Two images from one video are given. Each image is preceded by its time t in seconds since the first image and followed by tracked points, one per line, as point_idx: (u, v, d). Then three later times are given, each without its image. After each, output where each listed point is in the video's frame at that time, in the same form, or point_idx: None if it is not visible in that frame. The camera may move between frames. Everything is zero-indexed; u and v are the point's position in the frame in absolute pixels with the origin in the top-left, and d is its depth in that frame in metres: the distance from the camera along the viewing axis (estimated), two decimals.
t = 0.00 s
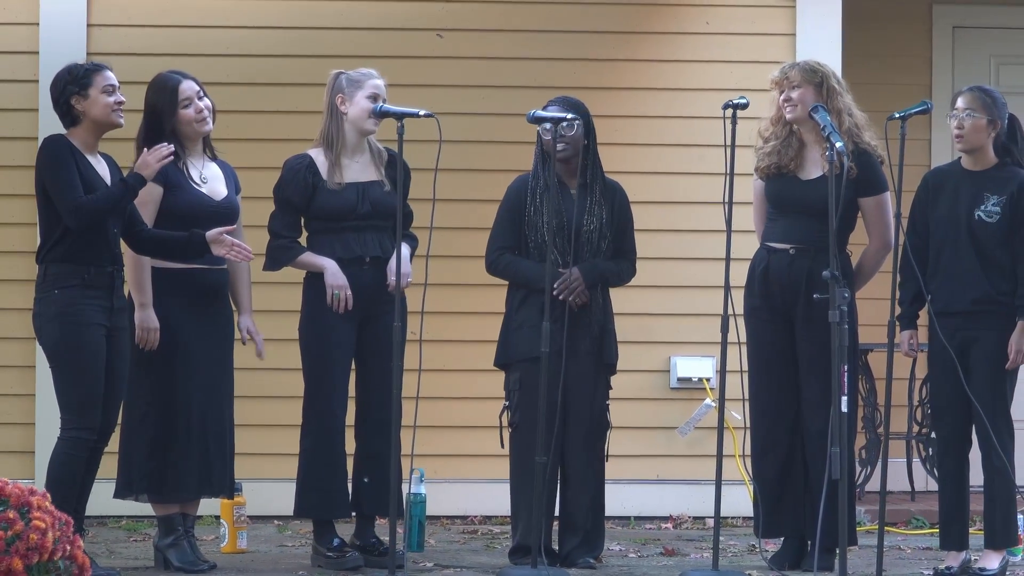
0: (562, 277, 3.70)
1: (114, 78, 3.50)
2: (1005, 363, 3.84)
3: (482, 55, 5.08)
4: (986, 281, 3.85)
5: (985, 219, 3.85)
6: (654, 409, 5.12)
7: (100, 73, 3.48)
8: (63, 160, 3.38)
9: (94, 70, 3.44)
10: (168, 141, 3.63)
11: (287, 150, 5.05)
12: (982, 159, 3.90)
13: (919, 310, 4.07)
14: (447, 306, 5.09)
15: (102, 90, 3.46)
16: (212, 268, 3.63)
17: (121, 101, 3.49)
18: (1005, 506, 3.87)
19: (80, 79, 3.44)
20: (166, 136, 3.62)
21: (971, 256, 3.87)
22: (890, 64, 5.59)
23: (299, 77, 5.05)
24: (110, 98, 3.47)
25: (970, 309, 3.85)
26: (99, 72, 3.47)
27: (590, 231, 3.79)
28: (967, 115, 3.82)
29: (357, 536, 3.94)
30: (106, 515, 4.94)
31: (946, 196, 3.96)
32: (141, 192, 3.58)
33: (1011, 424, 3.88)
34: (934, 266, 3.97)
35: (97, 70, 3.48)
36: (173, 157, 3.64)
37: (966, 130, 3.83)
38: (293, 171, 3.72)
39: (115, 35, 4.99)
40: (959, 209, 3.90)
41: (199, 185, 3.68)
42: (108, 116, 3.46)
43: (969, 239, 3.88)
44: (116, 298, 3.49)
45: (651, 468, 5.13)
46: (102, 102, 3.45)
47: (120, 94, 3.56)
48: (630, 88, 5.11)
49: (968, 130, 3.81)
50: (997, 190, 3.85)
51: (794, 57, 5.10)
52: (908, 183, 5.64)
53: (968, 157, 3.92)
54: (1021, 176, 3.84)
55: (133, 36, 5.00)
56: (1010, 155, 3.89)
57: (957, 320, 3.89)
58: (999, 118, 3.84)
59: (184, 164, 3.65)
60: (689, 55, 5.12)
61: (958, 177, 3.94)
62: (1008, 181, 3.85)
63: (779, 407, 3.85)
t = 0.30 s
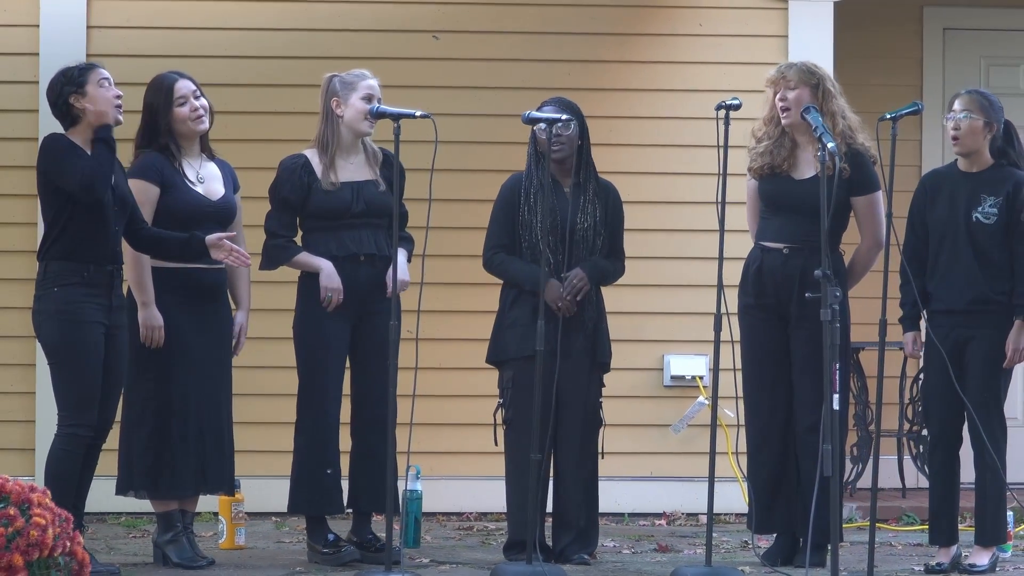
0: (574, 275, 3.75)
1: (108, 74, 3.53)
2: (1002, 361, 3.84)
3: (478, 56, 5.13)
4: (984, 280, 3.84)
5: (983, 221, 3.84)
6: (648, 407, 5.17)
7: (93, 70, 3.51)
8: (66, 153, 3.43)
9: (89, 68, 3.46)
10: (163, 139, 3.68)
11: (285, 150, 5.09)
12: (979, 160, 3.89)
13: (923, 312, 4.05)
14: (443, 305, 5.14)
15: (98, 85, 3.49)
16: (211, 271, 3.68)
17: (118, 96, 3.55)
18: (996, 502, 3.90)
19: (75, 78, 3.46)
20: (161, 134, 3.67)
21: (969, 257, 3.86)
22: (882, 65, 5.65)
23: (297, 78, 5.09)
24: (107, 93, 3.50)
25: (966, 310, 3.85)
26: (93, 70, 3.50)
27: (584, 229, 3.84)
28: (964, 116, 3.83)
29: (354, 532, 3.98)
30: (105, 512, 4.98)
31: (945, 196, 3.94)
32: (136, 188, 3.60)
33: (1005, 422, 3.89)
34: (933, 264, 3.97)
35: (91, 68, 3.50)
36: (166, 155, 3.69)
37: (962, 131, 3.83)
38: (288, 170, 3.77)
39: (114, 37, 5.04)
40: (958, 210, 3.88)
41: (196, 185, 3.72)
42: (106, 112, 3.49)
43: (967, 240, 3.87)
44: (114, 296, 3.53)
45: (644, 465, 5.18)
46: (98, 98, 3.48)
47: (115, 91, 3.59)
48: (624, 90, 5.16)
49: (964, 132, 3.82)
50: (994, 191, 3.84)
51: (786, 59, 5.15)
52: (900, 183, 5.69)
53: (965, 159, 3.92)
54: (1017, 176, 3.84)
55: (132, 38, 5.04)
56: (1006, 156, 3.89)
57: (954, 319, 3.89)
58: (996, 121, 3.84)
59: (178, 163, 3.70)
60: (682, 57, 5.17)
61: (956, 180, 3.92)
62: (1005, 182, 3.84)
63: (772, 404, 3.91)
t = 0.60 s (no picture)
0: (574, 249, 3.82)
1: (110, 85, 3.59)
2: (996, 359, 3.88)
3: (474, 57, 5.18)
4: (978, 280, 3.87)
5: (975, 221, 3.88)
6: (641, 404, 5.22)
7: (95, 80, 3.57)
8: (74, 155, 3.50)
9: (92, 76, 3.53)
10: (159, 132, 3.72)
11: (282, 151, 5.13)
12: (972, 160, 3.93)
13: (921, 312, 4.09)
14: (439, 304, 5.19)
15: (100, 94, 3.54)
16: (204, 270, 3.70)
17: (119, 106, 3.59)
18: (987, 499, 3.94)
19: (79, 85, 3.53)
20: (158, 128, 3.72)
21: (961, 256, 3.90)
22: (873, 67, 5.71)
23: (294, 79, 5.13)
24: (108, 102, 3.55)
25: (959, 309, 3.89)
26: (96, 80, 3.57)
27: (576, 226, 3.89)
28: (955, 118, 3.85)
29: (351, 529, 4.04)
30: (105, 508, 5.03)
31: (939, 197, 3.98)
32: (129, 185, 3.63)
33: (997, 420, 3.92)
34: (930, 264, 4.00)
35: (94, 77, 3.57)
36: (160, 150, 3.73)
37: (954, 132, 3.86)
38: (287, 167, 3.82)
39: (114, 39, 5.08)
40: (952, 209, 3.92)
41: (190, 180, 3.74)
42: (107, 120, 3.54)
43: (960, 240, 3.91)
44: (112, 299, 3.58)
45: (638, 462, 5.23)
46: (100, 107, 3.53)
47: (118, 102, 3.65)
48: (618, 91, 5.21)
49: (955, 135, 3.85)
50: (985, 191, 3.88)
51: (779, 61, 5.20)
52: (891, 184, 5.75)
53: (958, 159, 3.95)
54: (1007, 176, 3.87)
55: (131, 39, 5.09)
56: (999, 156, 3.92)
57: (947, 318, 3.92)
58: (988, 122, 3.87)
59: (172, 157, 3.74)
60: (676, 58, 5.22)
61: (950, 181, 3.96)
62: (997, 182, 3.88)
63: (768, 402, 3.95)
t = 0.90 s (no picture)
0: (541, 259, 3.89)
1: (126, 107, 3.65)
2: (975, 356, 3.92)
3: (469, 59, 5.23)
4: (961, 279, 3.93)
5: (961, 219, 3.93)
6: (635, 402, 5.28)
7: (112, 100, 3.63)
8: (83, 180, 3.52)
9: (110, 96, 3.60)
10: (159, 131, 3.76)
11: (279, 152, 5.18)
12: (959, 159, 3.98)
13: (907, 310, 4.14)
14: (435, 303, 5.24)
15: (114, 115, 3.61)
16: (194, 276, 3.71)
17: (130, 130, 3.65)
18: (975, 497, 3.99)
19: (95, 100, 3.59)
20: (158, 127, 3.76)
21: (947, 255, 3.95)
22: (864, 68, 5.76)
23: (292, 81, 5.18)
24: (120, 124, 3.62)
25: (942, 307, 3.95)
26: (112, 99, 3.63)
27: (569, 229, 3.94)
28: (943, 118, 3.91)
29: (348, 525, 4.10)
30: (106, 505, 5.08)
31: (928, 198, 4.04)
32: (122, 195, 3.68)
33: (984, 418, 3.96)
34: (918, 262, 4.05)
35: (111, 96, 3.63)
36: (155, 152, 3.76)
37: (940, 133, 3.91)
38: (290, 164, 3.86)
39: (114, 41, 5.13)
40: (938, 210, 3.98)
41: (185, 182, 3.77)
42: (117, 142, 3.61)
43: (947, 240, 3.96)
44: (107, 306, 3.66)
45: (632, 459, 5.28)
46: (112, 128, 3.60)
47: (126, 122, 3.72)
48: (613, 92, 5.26)
49: (942, 134, 3.90)
50: (973, 191, 3.93)
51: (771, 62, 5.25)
52: (882, 184, 5.80)
53: (948, 160, 4.01)
54: (995, 177, 3.92)
55: (130, 42, 5.13)
56: (986, 156, 3.97)
57: (934, 315, 3.97)
58: (974, 123, 3.92)
59: (165, 158, 3.77)
60: (669, 60, 5.27)
61: (939, 181, 4.01)
62: (984, 182, 3.93)
63: (763, 400, 3.97)
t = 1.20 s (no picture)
0: (553, 266, 3.94)
1: (129, 111, 3.67)
2: (957, 355, 3.97)
3: (465, 61, 5.28)
4: (945, 278, 3.99)
5: (945, 218, 3.98)
6: (629, 400, 5.33)
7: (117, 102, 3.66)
8: (82, 176, 3.57)
9: (116, 99, 3.63)
10: (160, 130, 3.80)
11: (277, 152, 5.23)
12: (947, 160, 4.04)
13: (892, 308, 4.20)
14: (431, 302, 5.29)
15: (118, 119, 3.64)
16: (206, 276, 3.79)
17: (133, 135, 3.68)
18: (962, 495, 4.05)
19: (100, 103, 3.62)
20: (160, 127, 3.80)
21: (931, 255, 4.00)
22: (856, 69, 5.82)
23: (290, 82, 5.23)
24: (123, 127, 3.65)
25: (929, 304, 4.00)
26: (118, 102, 3.66)
27: (563, 232, 3.99)
28: (931, 120, 3.97)
29: (345, 522, 4.15)
30: (106, 501, 5.13)
31: (913, 198, 4.09)
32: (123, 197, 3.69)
33: (971, 416, 4.02)
34: (904, 262, 4.10)
35: (117, 98, 3.66)
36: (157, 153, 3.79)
37: (928, 134, 3.97)
38: (290, 164, 3.90)
39: (113, 42, 5.17)
40: (924, 210, 4.03)
41: (186, 183, 3.82)
42: (120, 147, 3.65)
43: (932, 239, 4.01)
44: (105, 304, 3.69)
45: (626, 457, 5.34)
46: (115, 131, 3.63)
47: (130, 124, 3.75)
48: (607, 94, 5.31)
49: (929, 135, 3.96)
50: (956, 190, 3.98)
51: (763, 64, 5.31)
52: (873, 184, 5.86)
53: (935, 160, 4.06)
54: (981, 177, 3.97)
55: (129, 43, 5.18)
56: (973, 156, 4.02)
57: (920, 314, 4.03)
58: (961, 124, 3.98)
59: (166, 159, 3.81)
60: (663, 61, 5.32)
61: (925, 182, 4.06)
62: (969, 181, 3.98)
63: (756, 399, 4.02)
